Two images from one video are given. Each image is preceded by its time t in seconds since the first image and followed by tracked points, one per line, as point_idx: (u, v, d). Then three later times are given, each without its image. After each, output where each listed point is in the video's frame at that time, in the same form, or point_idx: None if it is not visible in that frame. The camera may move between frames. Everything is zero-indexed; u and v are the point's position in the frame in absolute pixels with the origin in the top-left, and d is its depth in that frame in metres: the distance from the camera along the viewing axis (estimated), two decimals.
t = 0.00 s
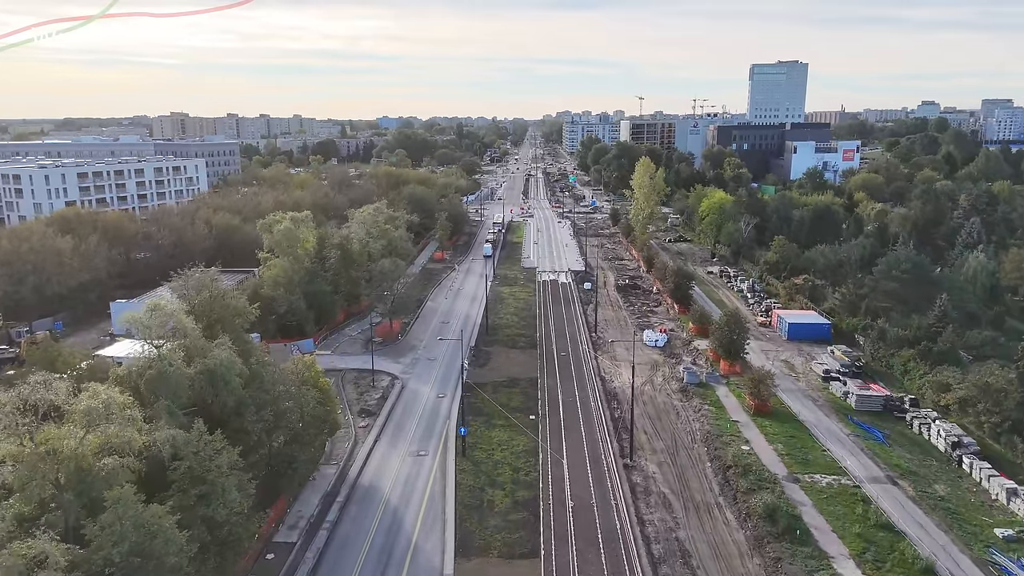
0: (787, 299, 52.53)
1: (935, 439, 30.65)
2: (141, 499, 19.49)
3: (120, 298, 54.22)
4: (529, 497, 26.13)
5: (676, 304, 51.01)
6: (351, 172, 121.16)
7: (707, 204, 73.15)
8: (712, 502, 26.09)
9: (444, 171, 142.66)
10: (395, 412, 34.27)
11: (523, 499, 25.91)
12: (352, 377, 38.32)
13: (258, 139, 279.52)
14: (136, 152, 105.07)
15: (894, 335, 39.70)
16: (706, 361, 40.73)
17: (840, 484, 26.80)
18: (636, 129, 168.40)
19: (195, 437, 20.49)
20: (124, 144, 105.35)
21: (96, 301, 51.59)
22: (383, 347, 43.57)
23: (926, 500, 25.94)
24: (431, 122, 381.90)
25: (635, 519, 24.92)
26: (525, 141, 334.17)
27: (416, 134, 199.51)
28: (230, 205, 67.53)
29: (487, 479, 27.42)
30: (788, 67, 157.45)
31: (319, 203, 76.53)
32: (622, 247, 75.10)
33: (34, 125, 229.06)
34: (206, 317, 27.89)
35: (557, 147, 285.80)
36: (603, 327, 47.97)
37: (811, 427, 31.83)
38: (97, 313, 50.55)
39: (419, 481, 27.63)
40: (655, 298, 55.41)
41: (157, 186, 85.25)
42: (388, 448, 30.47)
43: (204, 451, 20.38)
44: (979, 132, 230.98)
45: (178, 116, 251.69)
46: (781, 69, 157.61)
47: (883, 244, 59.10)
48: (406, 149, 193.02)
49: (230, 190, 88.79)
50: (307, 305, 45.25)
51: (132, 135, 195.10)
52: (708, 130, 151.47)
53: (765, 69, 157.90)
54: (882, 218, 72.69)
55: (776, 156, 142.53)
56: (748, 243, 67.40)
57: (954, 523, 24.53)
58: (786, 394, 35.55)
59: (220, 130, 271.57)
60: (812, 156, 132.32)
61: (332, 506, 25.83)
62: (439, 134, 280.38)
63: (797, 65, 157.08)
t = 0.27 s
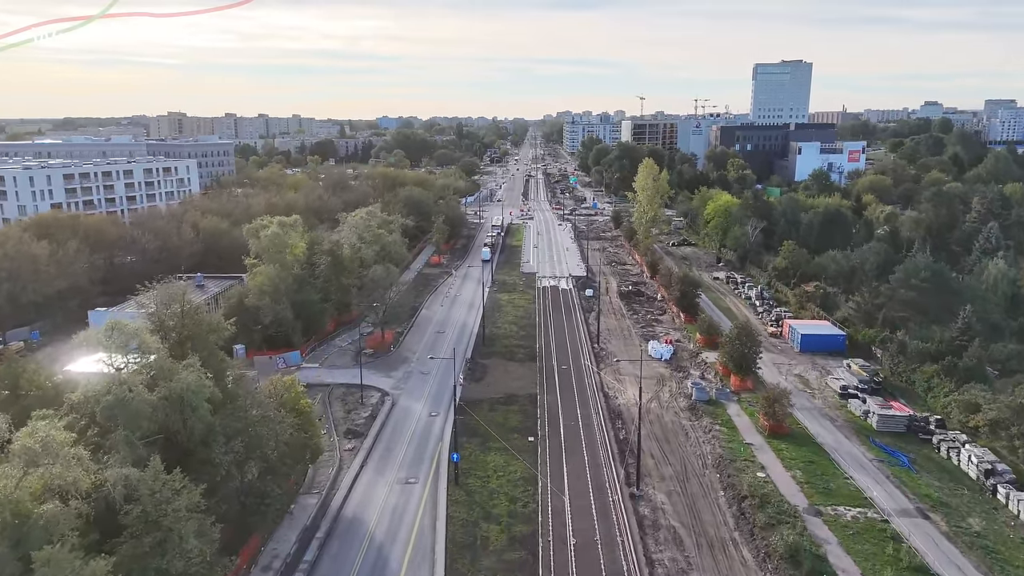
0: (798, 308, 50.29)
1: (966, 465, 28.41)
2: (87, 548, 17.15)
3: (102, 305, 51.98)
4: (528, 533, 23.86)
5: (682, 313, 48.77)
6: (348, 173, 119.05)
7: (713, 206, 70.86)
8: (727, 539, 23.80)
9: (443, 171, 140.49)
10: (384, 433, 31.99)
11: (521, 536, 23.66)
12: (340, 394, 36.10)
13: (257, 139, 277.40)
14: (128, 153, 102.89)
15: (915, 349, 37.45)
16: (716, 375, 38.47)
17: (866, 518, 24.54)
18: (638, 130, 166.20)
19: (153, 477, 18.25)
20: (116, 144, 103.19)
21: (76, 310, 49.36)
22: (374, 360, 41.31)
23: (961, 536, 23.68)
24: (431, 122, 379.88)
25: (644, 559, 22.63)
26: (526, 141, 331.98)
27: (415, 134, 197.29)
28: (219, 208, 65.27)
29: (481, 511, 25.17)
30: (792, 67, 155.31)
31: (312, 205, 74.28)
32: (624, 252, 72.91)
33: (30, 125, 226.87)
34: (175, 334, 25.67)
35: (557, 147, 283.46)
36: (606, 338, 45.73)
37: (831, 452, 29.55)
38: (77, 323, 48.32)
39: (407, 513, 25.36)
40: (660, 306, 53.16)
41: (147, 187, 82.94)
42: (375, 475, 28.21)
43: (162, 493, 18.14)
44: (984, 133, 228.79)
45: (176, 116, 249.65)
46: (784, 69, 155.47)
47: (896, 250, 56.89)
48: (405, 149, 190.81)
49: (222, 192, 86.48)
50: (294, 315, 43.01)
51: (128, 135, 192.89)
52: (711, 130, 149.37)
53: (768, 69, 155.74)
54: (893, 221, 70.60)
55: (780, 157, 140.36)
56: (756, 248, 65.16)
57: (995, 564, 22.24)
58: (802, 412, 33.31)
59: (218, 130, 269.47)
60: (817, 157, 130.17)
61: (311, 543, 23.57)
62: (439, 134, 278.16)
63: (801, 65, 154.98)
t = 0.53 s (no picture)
0: (810, 316, 48.20)
1: (1002, 493, 26.19)
2: None
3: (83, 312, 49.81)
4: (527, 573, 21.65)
5: (690, 321, 46.55)
6: (345, 173, 116.80)
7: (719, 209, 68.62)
8: None
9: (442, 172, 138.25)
10: (373, 454, 29.78)
11: None
12: (327, 411, 33.91)
13: (255, 139, 275.06)
14: (119, 152, 100.60)
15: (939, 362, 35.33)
16: (727, 391, 36.25)
17: (899, 556, 22.36)
18: (640, 129, 163.95)
19: (98, 524, 16.13)
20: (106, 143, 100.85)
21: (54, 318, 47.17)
22: (365, 372, 39.13)
23: None
24: (431, 121, 377.65)
25: None
26: (526, 141, 329.63)
27: (414, 134, 194.99)
28: (207, 210, 63.02)
29: (476, 548, 22.97)
30: (796, 65, 153.07)
31: (306, 208, 71.99)
32: (627, 255, 70.80)
33: (26, 124, 224.53)
34: (140, 356, 23.39)
35: (558, 147, 281.14)
36: (610, 349, 43.56)
37: (855, 477, 27.36)
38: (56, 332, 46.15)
39: (395, 550, 23.16)
40: (665, 314, 50.92)
41: (136, 188, 80.66)
42: (362, 504, 26.01)
43: (110, 542, 16.04)
44: (988, 133, 226.48)
45: (173, 115, 247.47)
46: (788, 67, 153.24)
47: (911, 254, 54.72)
48: (404, 149, 188.53)
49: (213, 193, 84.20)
50: (281, 324, 40.87)
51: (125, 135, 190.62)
52: (714, 130, 147.23)
53: (772, 68, 153.51)
54: (905, 225, 68.49)
55: (784, 157, 138.19)
56: (764, 251, 62.96)
57: None
58: (821, 433, 31.10)
59: (216, 130, 267.17)
60: (822, 157, 127.99)
61: None
62: (438, 134, 275.75)
63: (805, 63, 152.68)
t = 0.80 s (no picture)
0: (824, 325, 46.01)
1: None
2: None
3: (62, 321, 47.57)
4: None
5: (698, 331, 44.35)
6: (341, 174, 114.56)
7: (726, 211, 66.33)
8: None
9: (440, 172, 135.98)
10: (361, 481, 27.58)
11: None
12: (313, 432, 31.72)
13: (252, 139, 272.65)
14: (110, 153, 98.32)
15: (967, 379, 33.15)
16: (741, 409, 33.98)
17: None
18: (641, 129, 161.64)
19: None
20: (97, 143, 98.54)
21: (31, 328, 44.96)
22: (356, 388, 36.94)
23: None
24: (430, 121, 375.36)
25: None
26: (526, 141, 327.30)
27: (413, 134, 192.73)
28: (195, 213, 60.80)
29: None
30: (800, 64, 150.71)
31: (298, 210, 69.76)
32: (630, 259, 68.64)
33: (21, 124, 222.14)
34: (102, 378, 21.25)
35: (558, 147, 278.82)
36: (615, 361, 41.38)
37: (884, 509, 25.17)
38: (32, 343, 43.95)
39: None
40: (672, 323, 48.65)
41: (125, 190, 78.39)
42: (347, 539, 23.81)
43: None
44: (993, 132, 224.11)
45: (170, 115, 245.03)
46: (792, 66, 150.87)
47: (927, 259, 52.50)
48: (402, 149, 186.24)
49: (205, 195, 81.86)
50: (268, 336, 38.69)
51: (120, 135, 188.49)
52: (716, 130, 144.99)
53: (776, 66, 151.16)
54: (918, 228, 66.26)
55: (789, 157, 135.95)
56: (772, 256, 60.78)
57: None
58: (844, 457, 28.85)
59: (213, 130, 264.77)
60: (827, 157, 125.78)
61: None
62: (438, 134, 273.41)
63: (809, 62, 150.33)
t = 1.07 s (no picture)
0: (838, 336, 43.85)
1: None
2: None
3: (39, 331, 45.34)
4: None
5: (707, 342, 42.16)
6: (337, 175, 112.33)
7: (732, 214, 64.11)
8: None
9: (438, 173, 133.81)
10: (346, 512, 25.36)
11: None
12: (297, 455, 29.52)
13: (250, 139, 270.27)
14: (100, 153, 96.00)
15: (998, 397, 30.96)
16: (757, 430, 31.73)
17: None
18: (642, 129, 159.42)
19: None
20: (86, 143, 96.21)
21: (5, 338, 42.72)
22: (344, 405, 34.75)
23: None
24: (429, 121, 373.12)
25: None
26: (526, 141, 325.10)
27: (411, 134, 190.46)
28: (182, 216, 58.58)
29: None
30: (804, 62, 148.41)
31: (290, 212, 67.57)
32: (634, 263, 66.46)
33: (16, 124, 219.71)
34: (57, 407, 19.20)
35: (558, 147, 276.51)
36: (619, 374, 39.18)
37: (919, 546, 22.98)
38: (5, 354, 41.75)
39: None
40: (679, 332, 46.43)
41: (113, 192, 76.13)
42: None
43: None
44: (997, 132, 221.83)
45: (166, 115, 242.65)
46: (796, 65, 148.56)
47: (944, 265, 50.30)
48: (400, 149, 183.95)
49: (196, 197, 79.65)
50: (252, 349, 36.50)
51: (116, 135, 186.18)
52: (719, 129, 142.77)
53: (779, 65, 148.87)
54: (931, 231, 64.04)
55: (793, 157, 133.78)
56: (781, 261, 58.60)
57: None
58: (871, 486, 26.60)
59: (210, 130, 262.34)
60: (831, 158, 123.64)
61: None
62: (437, 134, 271.17)
63: (813, 60, 148.09)
